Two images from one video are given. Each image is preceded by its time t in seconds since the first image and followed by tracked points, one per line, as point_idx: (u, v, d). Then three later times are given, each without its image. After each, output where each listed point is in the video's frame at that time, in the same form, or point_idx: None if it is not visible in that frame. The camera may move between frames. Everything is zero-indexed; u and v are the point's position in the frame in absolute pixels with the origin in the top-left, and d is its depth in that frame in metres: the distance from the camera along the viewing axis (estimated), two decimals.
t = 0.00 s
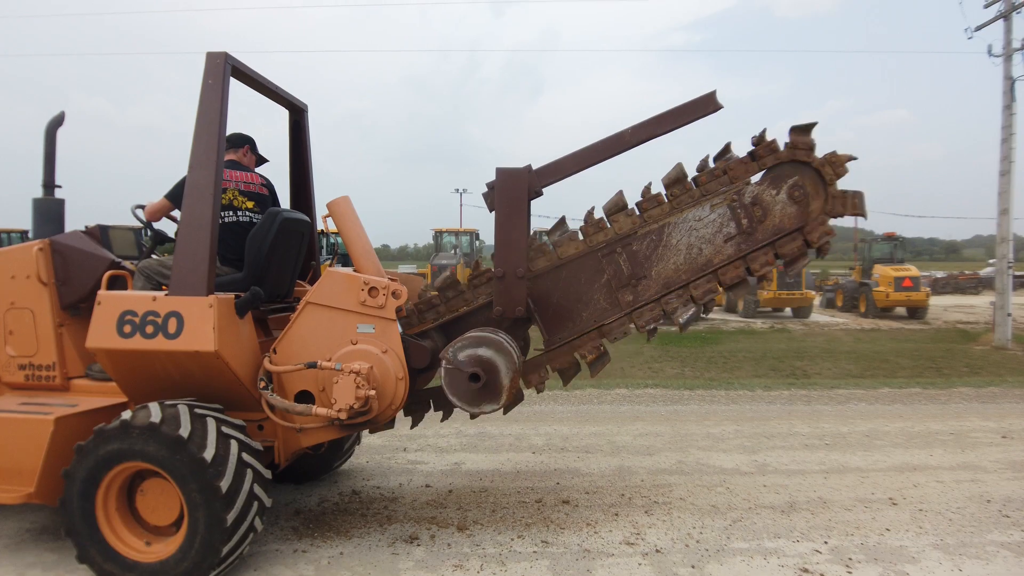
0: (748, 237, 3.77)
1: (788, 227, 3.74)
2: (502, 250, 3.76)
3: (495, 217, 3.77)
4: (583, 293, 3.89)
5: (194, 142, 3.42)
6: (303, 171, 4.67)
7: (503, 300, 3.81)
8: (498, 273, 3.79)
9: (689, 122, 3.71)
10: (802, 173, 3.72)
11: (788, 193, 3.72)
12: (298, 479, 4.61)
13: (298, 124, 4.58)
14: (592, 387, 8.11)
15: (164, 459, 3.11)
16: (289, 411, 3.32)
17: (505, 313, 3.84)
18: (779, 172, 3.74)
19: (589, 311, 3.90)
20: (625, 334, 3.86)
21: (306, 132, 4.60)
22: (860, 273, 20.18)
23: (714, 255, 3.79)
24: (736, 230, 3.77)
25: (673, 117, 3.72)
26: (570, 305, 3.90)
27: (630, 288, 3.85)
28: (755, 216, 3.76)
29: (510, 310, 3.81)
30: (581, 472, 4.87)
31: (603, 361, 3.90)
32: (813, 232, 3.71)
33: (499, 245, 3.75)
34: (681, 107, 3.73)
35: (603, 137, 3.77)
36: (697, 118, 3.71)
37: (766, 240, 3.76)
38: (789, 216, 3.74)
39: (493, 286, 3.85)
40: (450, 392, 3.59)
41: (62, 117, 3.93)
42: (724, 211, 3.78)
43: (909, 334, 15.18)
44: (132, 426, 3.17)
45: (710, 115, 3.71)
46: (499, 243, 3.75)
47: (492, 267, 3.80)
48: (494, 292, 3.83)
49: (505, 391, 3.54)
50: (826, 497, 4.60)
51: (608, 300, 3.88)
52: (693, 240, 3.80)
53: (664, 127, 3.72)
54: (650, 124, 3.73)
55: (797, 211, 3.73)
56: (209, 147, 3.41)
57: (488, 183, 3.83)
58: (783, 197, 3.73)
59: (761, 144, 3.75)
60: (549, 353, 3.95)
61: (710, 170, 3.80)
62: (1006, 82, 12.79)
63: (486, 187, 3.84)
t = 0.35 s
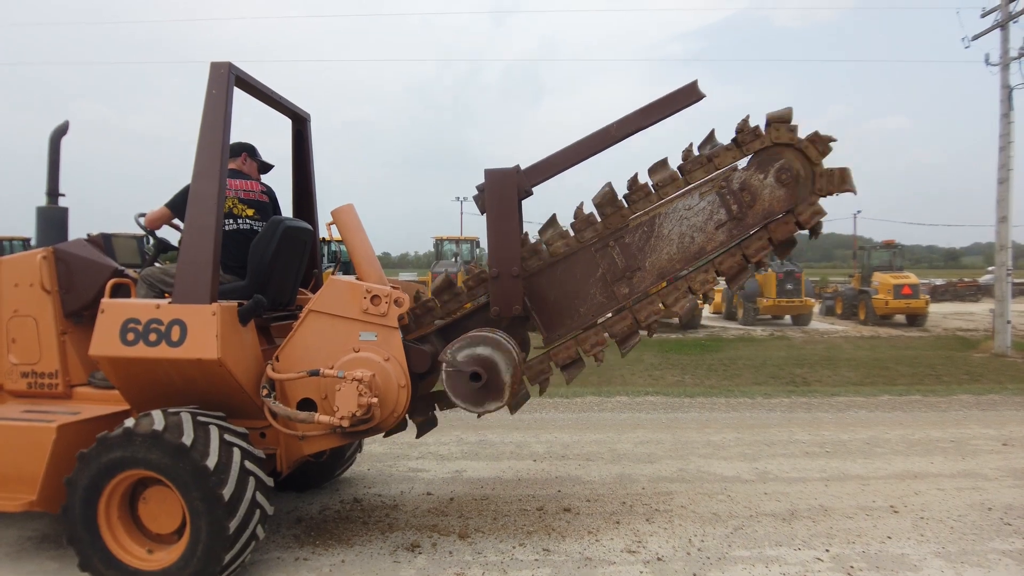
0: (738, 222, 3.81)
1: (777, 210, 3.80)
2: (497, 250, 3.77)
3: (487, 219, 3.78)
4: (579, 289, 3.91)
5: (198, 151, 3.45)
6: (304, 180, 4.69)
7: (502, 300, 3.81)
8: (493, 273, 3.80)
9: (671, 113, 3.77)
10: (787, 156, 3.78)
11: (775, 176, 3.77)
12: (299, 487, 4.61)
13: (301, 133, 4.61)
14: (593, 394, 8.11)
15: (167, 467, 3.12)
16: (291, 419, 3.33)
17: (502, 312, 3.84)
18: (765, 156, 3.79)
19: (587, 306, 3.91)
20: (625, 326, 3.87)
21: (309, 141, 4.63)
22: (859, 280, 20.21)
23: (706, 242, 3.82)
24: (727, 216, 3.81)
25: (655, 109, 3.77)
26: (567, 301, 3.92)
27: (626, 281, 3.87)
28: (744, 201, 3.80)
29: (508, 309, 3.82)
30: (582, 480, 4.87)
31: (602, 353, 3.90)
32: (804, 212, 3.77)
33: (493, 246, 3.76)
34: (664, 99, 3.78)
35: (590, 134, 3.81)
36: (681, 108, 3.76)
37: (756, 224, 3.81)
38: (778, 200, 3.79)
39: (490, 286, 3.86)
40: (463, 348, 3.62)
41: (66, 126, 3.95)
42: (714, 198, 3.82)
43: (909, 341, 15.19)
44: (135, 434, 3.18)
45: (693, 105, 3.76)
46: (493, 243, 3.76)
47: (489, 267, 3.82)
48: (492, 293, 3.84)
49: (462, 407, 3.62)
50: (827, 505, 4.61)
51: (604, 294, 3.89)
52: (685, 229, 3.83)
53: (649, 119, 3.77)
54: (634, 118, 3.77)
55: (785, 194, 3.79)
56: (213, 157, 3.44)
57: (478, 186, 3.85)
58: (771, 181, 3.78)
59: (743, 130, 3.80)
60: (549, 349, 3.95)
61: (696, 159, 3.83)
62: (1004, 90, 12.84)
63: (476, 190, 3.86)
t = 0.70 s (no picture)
0: (729, 211, 3.80)
1: (767, 195, 3.78)
2: (489, 252, 3.78)
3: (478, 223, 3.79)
4: (576, 287, 3.93)
5: (202, 164, 3.47)
6: (307, 191, 4.71)
7: (498, 303, 3.81)
8: (487, 276, 3.81)
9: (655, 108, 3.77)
10: (772, 141, 3.77)
11: (761, 162, 3.77)
12: (301, 497, 4.60)
13: (304, 145, 4.63)
14: (594, 404, 8.11)
15: (170, 478, 3.12)
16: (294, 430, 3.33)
17: (500, 314, 3.85)
18: (750, 144, 3.79)
19: (584, 304, 3.93)
20: (626, 321, 3.87)
21: (312, 153, 4.66)
22: (860, 290, 20.22)
23: (699, 233, 3.83)
24: (717, 206, 3.81)
25: (637, 106, 3.79)
26: (564, 300, 3.94)
27: (621, 276, 3.88)
28: (733, 189, 3.80)
29: (505, 311, 3.83)
30: (584, 491, 4.86)
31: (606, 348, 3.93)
32: (796, 194, 3.74)
33: (485, 249, 3.77)
34: (647, 94, 3.80)
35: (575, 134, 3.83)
36: (664, 102, 3.77)
37: (748, 212, 3.79)
38: (767, 185, 3.78)
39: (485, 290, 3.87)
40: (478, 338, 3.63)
41: (71, 137, 3.97)
42: (703, 189, 3.82)
43: (910, 351, 15.18)
44: (138, 444, 3.18)
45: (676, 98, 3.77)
46: (485, 247, 3.77)
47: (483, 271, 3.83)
48: (488, 296, 3.83)
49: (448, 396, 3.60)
50: (829, 515, 4.60)
51: (601, 290, 3.91)
52: (677, 222, 3.84)
53: (633, 115, 3.79)
54: (618, 115, 3.79)
55: (773, 179, 3.77)
56: (217, 169, 3.46)
57: (467, 193, 3.86)
58: (758, 167, 3.78)
59: (724, 121, 3.81)
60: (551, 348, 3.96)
61: (680, 153, 3.85)
62: (1002, 100, 12.90)
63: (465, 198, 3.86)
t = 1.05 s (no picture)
0: (718, 195, 3.85)
1: (754, 178, 3.84)
2: (481, 252, 3.83)
3: (470, 224, 3.84)
4: (571, 282, 3.93)
5: (205, 172, 3.48)
6: (309, 199, 4.73)
7: (493, 302, 3.87)
8: (481, 276, 3.86)
9: (635, 101, 3.81)
10: (754, 125, 3.84)
11: (746, 146, 3.83)
12: (303, 505, 4.60)
13: (306, 152, 4.66)
14: (595, 411, 8.10)
15: (173, 485, 3.12)
16: (297, 437, 3.33)
17: (497, 312, 3.88)
18: (734, 129, 3.85)
19: (580, 298, 3.93)
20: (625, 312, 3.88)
21: (315, 160, 4.68)
22: (860, 296, 20.23)
23: (689, 219, 3.87)
24: (705, 192, 3.85)
25: (618, 100, 3.82)
26: (560, 296, 3.93)
27: (616, 268, 3.89)
28: (720, 174, 3.85)
29: (502, 309, 3.87)
30: (585, 499, 4.85)
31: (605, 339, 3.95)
32: (783, 173, 3.81)
33: (478, 248, 3.83)
34: (629, 86, 3.84)
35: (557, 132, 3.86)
36: (647, 93, 3.82)
37: (736, 196, 3.85)
38: (753, 168, 3.84)
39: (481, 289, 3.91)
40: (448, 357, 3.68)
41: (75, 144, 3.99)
42: (690, 176, 3.87)
43: (911, 358, 15.16)
44: (141, 451, 3.19)
45: (658, 89, 3.83)
46: (478, 247, 3.82)
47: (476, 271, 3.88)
48: (483, 296, 3.89)
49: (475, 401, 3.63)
50: (832, 522, 4.59)
51: (596, 283, 3.92)
52: (667, 210, 3.87)
53: (615, 107, 3.82)
54: (601, 108, 3.82)
55: (759, 162, 3.84)
56: (220, 177, 3.47)
57: (458, 195, 3.92)
58: (744, 151, 3.84)
59: (705, 109, 3.86)
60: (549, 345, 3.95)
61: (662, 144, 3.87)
62: (1001, 107, 12.94)
63: (455, 201, 3.93)
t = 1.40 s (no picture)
0: (703, 176, 3.88)
1: (737, 156, 3.87)
2: (471, 252, 3.84)
3: (458, 224, 3.85)
4: (562, 273, 3.94)
5: (206, 176, 3.49)
6: (310, 203, 4.74)
7: (487, 298, 3.87)
8: (473, 273, 3.86)
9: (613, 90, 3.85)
10: (733, 105, 3.87)
11: (726, 126, 3.87)
12: (303, 510, 4.60)
13: (307, 157, 4.67)
14: (596, 415, 8.10)
15: (174, 489, 3.12)
16: (298, 441, 3.34)
17: (491, 309, 3.88)
18: (713, 110, 3.88)
19: (573, 289, 3.94)
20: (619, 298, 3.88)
21: (316, 165, 4.69)
22: (860, 301, 20.23)
23: (676, 202, 3.89)
24: (689, 174, 3.89)
25: (595, 91, 3.85)
26: (552, 287, 3.94)
27: (607, 257, 3.91)
28: (703, 155, 3.87)
29: (495, 305, 3.87)
30: (586, 504, 4.85)
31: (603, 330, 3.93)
32: (766, 148, 3.84)
33: (467, 246, 3.85)
34: (605, 75, 3.88)
35: (538, 126, 3.90)
36: (624, 81, 3.86)
37: (721, 176, 3.87)
38: (735, 147, 3.87)
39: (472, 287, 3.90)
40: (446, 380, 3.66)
41: (76, 149, 3.99)
42: (673, 159, 3.89)
43: (912, 362, 15.15)
44: (142, 455, 3.19)
45: (635, 75, 3.87)
46: (467, 245, 3.84)
47: (468, 269, 3.88)
48: (477, 293, 3.89)
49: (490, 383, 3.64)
50: (834, 527, 4.58)
51: (588, 272, 3.93)
52: (653, 195, 3.90)
53: (594, 97, 3.85)
54: (580, 100, 3.86)
55: (740, 140, 3.87)
56: (222, 183, 3.48)
57: (443, 195, 3.91)
58: (724, 131, 3.87)
59: (681, 93, 3.89)
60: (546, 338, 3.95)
61: (642, 131, 3.91)
62: (1001, 111, 12.96)
63: (442, 201, 3.94)
